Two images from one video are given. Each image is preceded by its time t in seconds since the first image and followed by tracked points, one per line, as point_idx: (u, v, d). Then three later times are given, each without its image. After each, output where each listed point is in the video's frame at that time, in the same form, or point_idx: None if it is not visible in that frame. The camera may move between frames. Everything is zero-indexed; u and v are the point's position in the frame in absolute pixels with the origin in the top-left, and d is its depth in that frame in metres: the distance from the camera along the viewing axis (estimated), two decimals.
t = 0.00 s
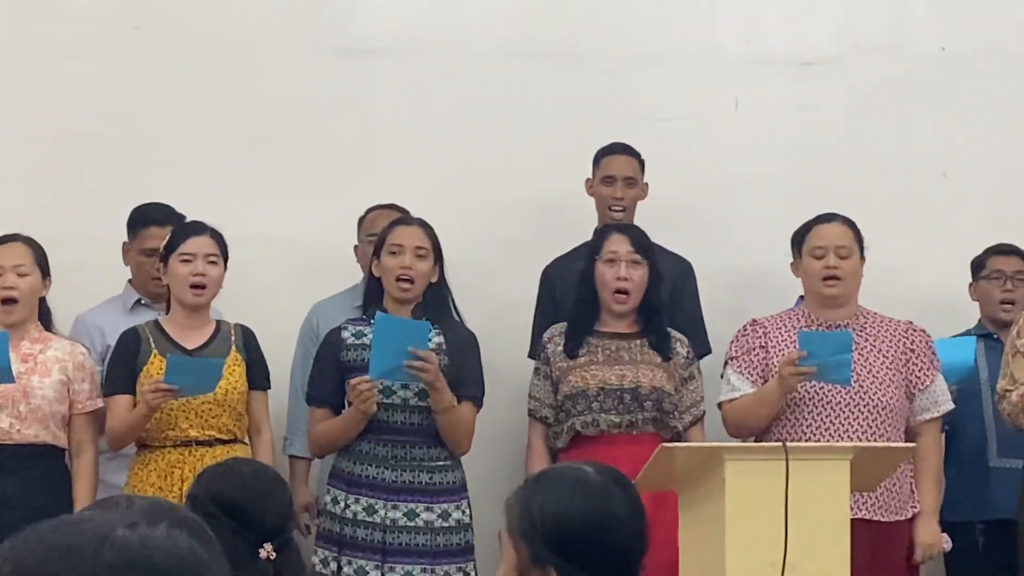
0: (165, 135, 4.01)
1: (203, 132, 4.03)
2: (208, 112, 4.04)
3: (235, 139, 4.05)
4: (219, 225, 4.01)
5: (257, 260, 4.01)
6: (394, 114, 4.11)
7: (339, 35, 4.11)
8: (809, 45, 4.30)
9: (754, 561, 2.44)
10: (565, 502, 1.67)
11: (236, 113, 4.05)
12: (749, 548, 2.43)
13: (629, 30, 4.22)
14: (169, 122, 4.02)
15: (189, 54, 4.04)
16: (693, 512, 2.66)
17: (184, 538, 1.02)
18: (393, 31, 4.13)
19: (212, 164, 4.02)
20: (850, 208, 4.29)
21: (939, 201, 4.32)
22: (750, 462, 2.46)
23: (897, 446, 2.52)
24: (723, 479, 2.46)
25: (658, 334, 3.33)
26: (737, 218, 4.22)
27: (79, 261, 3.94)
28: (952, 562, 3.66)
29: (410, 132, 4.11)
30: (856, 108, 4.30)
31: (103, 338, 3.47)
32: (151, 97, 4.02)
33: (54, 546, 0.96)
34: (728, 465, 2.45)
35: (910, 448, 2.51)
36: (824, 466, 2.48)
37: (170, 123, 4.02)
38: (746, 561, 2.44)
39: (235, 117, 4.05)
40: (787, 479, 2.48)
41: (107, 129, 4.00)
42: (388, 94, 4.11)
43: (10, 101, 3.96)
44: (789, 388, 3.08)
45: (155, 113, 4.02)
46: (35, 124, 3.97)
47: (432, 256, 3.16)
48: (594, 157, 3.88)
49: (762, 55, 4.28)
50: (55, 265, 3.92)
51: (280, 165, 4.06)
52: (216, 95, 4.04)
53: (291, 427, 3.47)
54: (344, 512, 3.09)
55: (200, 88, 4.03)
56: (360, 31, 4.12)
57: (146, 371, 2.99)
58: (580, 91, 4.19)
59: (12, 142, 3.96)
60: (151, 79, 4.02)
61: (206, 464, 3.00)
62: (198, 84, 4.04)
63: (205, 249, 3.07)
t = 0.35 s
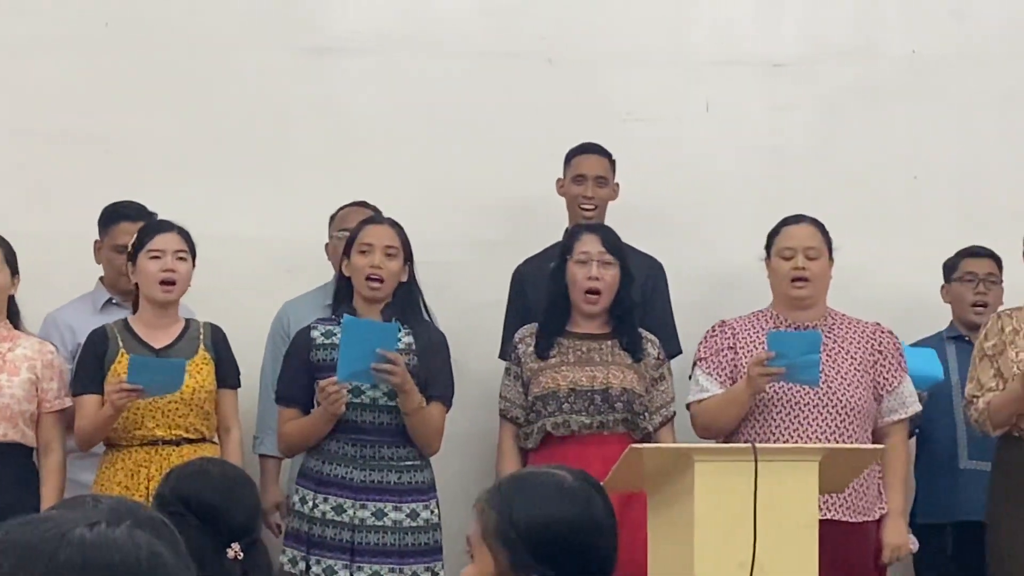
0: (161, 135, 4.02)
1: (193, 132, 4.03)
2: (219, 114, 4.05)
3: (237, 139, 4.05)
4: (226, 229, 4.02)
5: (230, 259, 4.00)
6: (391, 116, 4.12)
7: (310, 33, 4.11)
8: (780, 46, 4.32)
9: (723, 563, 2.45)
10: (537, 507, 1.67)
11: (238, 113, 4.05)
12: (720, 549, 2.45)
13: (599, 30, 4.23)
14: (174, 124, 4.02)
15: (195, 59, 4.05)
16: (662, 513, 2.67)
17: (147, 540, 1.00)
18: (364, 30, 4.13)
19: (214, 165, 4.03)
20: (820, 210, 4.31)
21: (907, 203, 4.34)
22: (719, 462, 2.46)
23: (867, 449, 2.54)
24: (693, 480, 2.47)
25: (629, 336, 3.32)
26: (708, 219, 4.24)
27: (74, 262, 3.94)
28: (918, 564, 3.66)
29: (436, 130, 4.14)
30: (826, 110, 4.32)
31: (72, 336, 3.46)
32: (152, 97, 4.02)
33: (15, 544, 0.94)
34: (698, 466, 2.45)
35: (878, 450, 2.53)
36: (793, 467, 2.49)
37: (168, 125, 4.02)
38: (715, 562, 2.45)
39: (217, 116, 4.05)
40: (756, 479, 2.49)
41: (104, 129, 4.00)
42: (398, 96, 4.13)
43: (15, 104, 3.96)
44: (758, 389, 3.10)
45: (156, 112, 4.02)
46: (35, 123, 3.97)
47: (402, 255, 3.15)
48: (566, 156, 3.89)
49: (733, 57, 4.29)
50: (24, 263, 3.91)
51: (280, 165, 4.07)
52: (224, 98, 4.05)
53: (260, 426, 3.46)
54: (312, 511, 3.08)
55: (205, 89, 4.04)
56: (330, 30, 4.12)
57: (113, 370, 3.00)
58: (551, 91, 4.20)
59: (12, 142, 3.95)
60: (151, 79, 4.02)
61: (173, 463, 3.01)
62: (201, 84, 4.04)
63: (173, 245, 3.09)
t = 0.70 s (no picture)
0: (148, 134, 4.02)
1: (174, 131, 4.03)
2: (228, 111, 4.06)
3: (214, 136, 4.05)
4: (225, 227, 4.03)
5: (203, 257, 4.00)
6: (396, 114, 4.14)
7: (281, 29, 4.11)
8: (751, 47, 4.33)
9: (692, 559, 2.46)
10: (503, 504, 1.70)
11: (209, 109, 4.05)
12: (689, 545, 2.46)
13: (570, 29, 4.24)
14: (177, 124, 4.03)
15: (184, 57, 4.05)
16: (631, 509, 2.69)
17: (103, 528, 1.19)
18: (335, 26, 4.13)
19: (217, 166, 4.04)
20: (791, 209, 4.32)
21: (878, 202, 4.36)
22: (689, 459, 2.47)
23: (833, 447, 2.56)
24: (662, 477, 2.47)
25: (602, 333, 3.28)
26: (678, 217, 4.25)
27: (43, 257, 3.93)
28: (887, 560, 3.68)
29: (430, 130, 4.15)
30: (796, 109, 4.34)
31: (42, 329, 3.47)
32: (153, 97, 4.03)
33: None
34: (667, 462, 2.46)
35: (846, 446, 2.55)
36: (762, 463, 2.49)
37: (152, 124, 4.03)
38: (683, 558, 2.46)
39: (187, 111, 4.04)
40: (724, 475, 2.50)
41: (92, 127, 4.00)
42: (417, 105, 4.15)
43: (15, 105, 3.97)
44: (727, 385, 3.10)
45: (157, 112, 4.03)
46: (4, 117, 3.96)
47: (372, 250, 3.16)
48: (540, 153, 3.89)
49: (704, 56, 4.30)
50: None
51: (251, 161, 4.07)
52: (228, 99, 4.06)
53: (229, 422, 3.49)
54: (280, 506, 3.06)
55: (207, 89, 4.05)
56: (300, 28, 4.12)
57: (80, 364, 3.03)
58: (522, 89, 4.21)
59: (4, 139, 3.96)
60: (153, 79, 4.03)
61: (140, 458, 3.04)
62: (201, 84, 4.05)
63: (141, 238, 3.10)
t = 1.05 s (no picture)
0: (130, 131, 4.01)
1: (155, 128, 4.03)
2: (206, 106, 4.06)
3: (190, 131, 4.05)
4: (203, 222, 4.02)
5: (182, 253, 4.00)
6: (375, 110, 4.14)
7: (259, 24, 4.10)
8: (728, 43, 4.32)
9: (668, 557, 2.45)
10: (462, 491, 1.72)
11: (186, 104, 4.05)
12: (664, 542, 2.45)
13: (545, 25, 4.24)
14: (178, 125, 4.04)
15: (164, 53, 4.05)
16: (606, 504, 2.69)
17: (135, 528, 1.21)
18: (312, 21, 4.13)
19: (215, 165, 4.05)
20: (769, 206, 4.32)
21: (855, 199, 4.36)
22: (664, 456, 2.47)
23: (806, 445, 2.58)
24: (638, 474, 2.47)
25: (582, 330, 3.09)
26: (656, 214, 4.25)
27: (19, 252, 3.92)
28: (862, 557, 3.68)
29: (428, 129, 4.17)
30: (774, 106, 4.34)
31: (17, 324, 3.46)
32: (152, 97, 4.03)
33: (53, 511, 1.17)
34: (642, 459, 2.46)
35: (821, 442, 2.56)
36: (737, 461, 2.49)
37: (132, 120, 4.02)
38: (659, 556, 2.45)
39: (164, 106, 4.04)
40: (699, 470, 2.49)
41: (73, 124, 3.99)
42: (412, 105, 4.16)
43: None
44: (701, 383, 3.11)
45: (158, 113, 4.03)
46: None
47: (346, 247, 3.16)
48: (521, 148, 3.87)
49: (682, 52, 4.30)
50: None
51: (229, 156, 4.06)
52: (206, 93, 4.06)
53: (201, 419, 3.49)
54: (253, 502, 3.05)
55: (206, 88, 4.06)
56: (276, 24, 4.11)
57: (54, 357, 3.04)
58: (500, 84, 4.21)
59: None
60: (151, 79, 4.04)
61: (114, 453, 3.04)
62: (202, 84, 4.06)
63: (113, 233, 3.13)
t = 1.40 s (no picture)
0: (109, 127, 4.01)
1: (135, 124, 4.02)
2: (181, 102, 4.05)
3: (165, 126, 4.04)
4: (178, 218, 4.02)
5: (161, 249, 3.99)
6: (353, 107, 4.14)
7: (235, 20, 4.10)
8: (706, 40, 4.33)
9: (644, 556, 2.44)
10: (431, 496, 1.65)
11: (161, 99, 4.04)
12: (640, 542, 2.44)
13: (522, 22, 4.24)
14: (175, 124, 4.04)
15: (144, 49, 4.04)
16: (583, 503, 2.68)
17: None
18: (289, 17, 4.12)
19: (209, 165, 4.05)
20: (746, 204, 4.32)
21: (834, 196, 4.37)
22: (639, 455, 2.46)
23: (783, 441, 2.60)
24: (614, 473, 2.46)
25: (559, 327, 3.02)
26: (632, 211, 4.24)
27: None
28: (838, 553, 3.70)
29: (430, 128, 4.17)
30: (751, 104, 4.34)
31: None
32: (151, 97, 4.03)
33: None
34: (618, 458, 2.45)
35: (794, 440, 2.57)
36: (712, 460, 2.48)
37: (112, 116, 4.01)
38: (634, 555, 2.44)
39: (140, 102, 4.03)
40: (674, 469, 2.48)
41: (48, 118, 3.98)
42: (406, 103, 4.16)
43: None
44: (675, 381, 3.12)
45: (154, 112, 4.03)
46: None
47: (321, 244, 3.17)
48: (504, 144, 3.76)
49: (659, 49, 4.30)
50: None
51: (204, 151, 4.05)
52: (181, 88, 4.05)
53: (175, 414, 3.49)
54: (226, 497, 3.08)
55: (201, 88, 4.06)
56: (255, 19, 4.10)
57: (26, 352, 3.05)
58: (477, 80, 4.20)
59: None
60: (152, 79, 4.04)
61: (87, 448, 3.05)
62: (195, 84, 4.06)
63: (87, 229, 3.15)
